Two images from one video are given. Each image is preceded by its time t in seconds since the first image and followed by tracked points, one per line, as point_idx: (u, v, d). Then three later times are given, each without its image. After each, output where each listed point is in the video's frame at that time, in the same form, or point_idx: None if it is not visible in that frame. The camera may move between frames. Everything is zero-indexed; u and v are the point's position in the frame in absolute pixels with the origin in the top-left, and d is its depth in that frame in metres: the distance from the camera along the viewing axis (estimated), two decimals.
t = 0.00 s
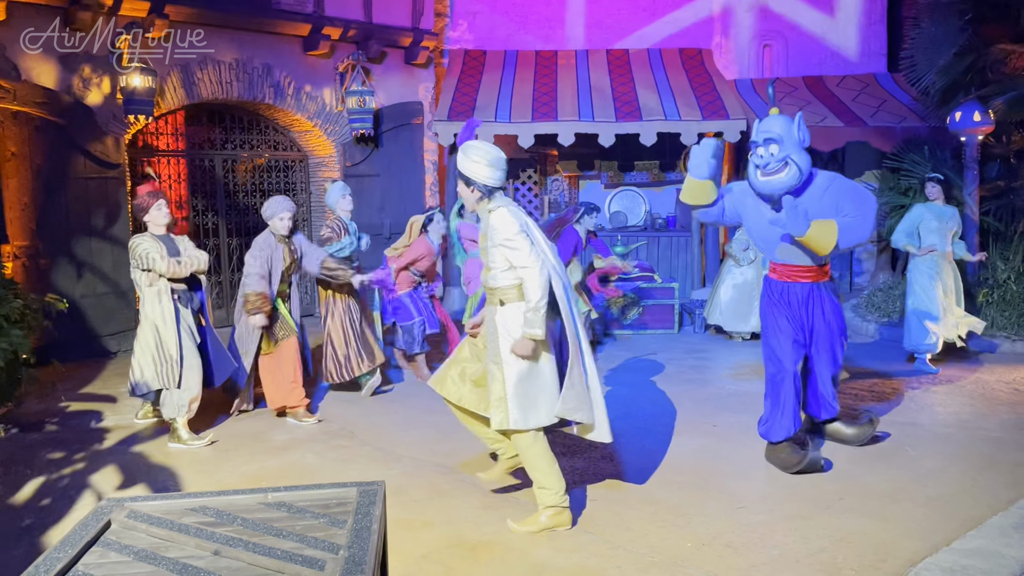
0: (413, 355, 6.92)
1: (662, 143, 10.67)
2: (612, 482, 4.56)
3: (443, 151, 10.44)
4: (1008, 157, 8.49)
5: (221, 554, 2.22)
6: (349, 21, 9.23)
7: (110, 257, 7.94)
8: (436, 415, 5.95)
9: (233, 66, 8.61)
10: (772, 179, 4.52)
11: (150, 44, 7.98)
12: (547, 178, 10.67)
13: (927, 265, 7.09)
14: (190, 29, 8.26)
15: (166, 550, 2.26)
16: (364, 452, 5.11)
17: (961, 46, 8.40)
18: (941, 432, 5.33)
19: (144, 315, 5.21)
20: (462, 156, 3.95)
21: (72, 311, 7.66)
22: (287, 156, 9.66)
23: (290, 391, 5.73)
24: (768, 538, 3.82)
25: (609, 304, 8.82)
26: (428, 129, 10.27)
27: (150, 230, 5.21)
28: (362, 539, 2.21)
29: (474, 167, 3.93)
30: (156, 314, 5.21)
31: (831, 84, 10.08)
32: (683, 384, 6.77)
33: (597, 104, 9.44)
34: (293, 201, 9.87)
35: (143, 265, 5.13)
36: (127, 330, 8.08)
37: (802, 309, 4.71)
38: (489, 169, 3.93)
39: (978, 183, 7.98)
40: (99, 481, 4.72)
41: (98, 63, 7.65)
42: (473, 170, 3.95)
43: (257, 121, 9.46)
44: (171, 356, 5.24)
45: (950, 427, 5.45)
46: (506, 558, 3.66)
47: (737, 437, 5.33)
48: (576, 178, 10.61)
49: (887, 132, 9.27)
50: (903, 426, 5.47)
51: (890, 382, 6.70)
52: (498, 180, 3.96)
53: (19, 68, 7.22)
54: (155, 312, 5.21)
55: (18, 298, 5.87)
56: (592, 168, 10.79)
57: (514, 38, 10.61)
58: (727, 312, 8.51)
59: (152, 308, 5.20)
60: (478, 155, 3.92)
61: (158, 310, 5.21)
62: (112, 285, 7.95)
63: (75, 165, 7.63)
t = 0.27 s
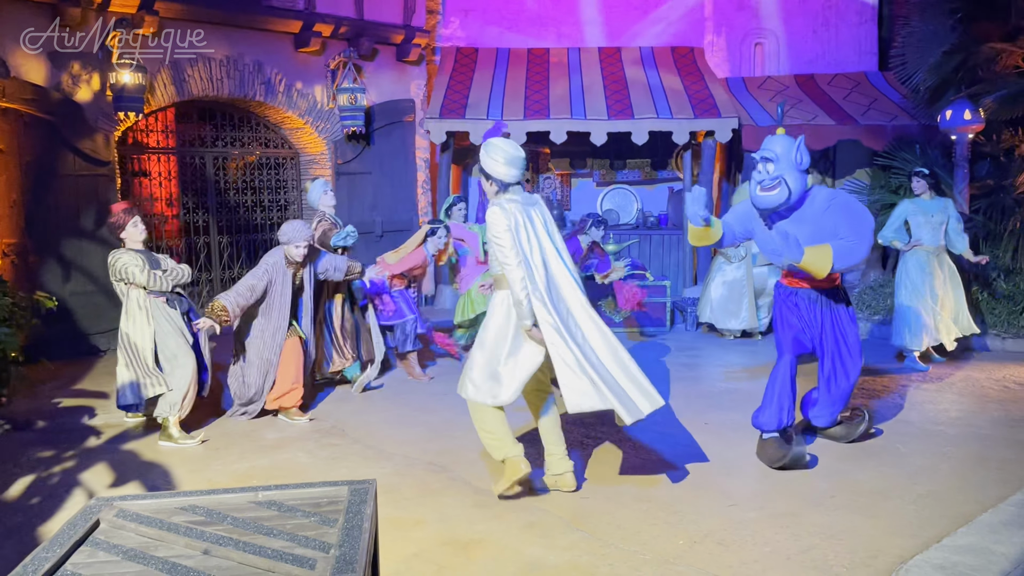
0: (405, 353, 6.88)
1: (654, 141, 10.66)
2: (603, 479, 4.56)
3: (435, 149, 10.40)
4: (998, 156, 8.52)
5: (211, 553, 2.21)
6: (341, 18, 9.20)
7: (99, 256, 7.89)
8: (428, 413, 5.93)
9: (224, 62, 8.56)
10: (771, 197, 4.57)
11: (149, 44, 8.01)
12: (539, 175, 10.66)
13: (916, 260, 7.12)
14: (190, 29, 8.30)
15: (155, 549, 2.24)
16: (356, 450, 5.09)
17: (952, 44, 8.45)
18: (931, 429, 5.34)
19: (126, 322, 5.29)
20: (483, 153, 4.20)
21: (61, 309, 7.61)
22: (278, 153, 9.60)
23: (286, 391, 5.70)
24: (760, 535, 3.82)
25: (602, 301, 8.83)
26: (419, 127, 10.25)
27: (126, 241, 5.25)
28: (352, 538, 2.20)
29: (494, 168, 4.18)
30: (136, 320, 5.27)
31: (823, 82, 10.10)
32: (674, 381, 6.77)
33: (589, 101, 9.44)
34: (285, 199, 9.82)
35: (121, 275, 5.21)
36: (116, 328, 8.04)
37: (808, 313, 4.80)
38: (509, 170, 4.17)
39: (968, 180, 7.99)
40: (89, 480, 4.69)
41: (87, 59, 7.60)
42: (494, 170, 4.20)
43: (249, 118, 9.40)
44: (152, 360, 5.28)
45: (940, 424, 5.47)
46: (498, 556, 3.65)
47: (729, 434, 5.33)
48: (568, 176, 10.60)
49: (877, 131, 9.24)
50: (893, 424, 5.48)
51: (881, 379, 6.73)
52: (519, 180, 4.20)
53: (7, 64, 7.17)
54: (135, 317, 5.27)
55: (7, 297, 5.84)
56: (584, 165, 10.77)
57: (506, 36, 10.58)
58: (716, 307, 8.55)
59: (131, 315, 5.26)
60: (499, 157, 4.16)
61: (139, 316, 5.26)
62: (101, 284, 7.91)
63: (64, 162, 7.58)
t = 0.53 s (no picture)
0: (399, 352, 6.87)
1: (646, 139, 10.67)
2: (595, 477, 4.57)
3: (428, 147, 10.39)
4: (988, 155, 8.56)
5: (202, 552, 2.20)
6: (333, 15, 9.18)
7: (89, 254, 7.85)
8: (420, 411, 5.93)
9: (214, 60, 8.52)
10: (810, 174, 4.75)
11: (150, 44, 8.06)
12: (531, 173, 10.67)
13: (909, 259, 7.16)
14: (191, 29, 8.34)
15: (145, 548, 2.23)
16: (348, 448, 5.08)
17: (942, 44, 8.45)
18: (921, 427, 5.37)
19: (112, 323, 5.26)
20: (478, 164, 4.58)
21: (51, 308, 7.57)
22: (269, 151, 9.58)
23: (280, 387, 5.68)
24: (752, 532, 3.83)
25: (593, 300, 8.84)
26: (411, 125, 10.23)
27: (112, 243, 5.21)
28: (344, 537, 2.19)
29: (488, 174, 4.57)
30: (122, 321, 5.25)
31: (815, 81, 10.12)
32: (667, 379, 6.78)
33: (581, 100, 9.44)
34: (276, 196, 9.80)
35: (108, 276, 5.19)
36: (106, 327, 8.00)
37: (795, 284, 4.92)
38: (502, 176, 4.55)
39: (959, 179, 8.02)
40: (79, 479, 4.68)
41: (77, 57, 7.56)
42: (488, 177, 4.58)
43: (240, 116, 9.37)
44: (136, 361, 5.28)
45: (931, 421, 5.49)
46: (490, 554, 3.65)
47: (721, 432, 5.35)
48: (560, 174, 10.60)
49: (868, 129, 9.27)
50: (884, 421, 5.51)
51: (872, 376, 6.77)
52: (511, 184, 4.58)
53: None
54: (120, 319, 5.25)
55: None
56: (576, 164, 10.76)
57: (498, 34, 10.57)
58: (703, 304, 8.61)
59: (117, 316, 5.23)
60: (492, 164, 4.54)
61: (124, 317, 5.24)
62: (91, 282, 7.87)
63: (55, 159, 7.54)
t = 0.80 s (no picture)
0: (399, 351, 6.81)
1: (640, 138, 10.67)
2: (588, 475, 4.57)
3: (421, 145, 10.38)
4: (980, 154, 8.58)
5: (194, 552, 2.19)
6: (325, 13, 9.17)
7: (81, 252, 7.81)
8: (414, 409, 5.92)
9: (207, 57, 8.50)
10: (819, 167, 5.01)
11: (150, 44, 8.07)
12: (525, 172, 10.71)
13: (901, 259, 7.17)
14: (191, 29, 8.38)
15: (137, 548, 2.22)
16: (341, 447, 5.07)
17: (934, 43, 8.50)
18: (912, 425, 5.39)
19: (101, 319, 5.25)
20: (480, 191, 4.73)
21: (41, 306, 7.53)
22: (262, 149, 9.57)
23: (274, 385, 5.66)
24: (745, 531, 3.84)
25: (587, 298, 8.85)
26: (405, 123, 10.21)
27: (99, 233, 5.17)
28: (337, 535, 2.19)
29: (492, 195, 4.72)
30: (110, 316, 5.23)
31: (808, 80, 10.14)
32: (660, 378, 6.80)
33: (575, 98, 9.44)
34: (269, 194, 9.79)
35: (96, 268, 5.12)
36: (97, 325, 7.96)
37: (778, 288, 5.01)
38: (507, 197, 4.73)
39: (950, 178, 8.05)
40: (71, 478, 4.66)
41: (69, 54, 7.52)
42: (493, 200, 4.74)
43: (233, 114, 9.34)
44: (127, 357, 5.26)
45: (922, 419, 5.51)
46: (483, 553, 3.65)
47: (715, 430, 5.35)
48: (553, 172, 10.60)
49: (860, 128, 9.29)
50: (876, 419, 5.53)
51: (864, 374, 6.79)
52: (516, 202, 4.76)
53: None
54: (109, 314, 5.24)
55: None
56: (570, 163, 10.77)
57: (492, 32, 10.56)
58: (693, 303, 8.62)
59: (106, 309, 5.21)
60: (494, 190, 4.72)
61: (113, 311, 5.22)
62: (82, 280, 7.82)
63: (46, 157, 7.51)
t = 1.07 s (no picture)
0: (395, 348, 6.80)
1: (634, 137, 10.68)
2: (582, 474, 4.57)
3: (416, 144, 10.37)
4: (972, 154, 8.60)
5: (188, 551, 2.19)
6: (319, 12, 9.15)
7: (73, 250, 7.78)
8: (408, 409, 5.91)
9: (201, 56, 8.48)
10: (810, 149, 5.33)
11: (150, 44, 8.10)
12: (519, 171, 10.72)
13: (892, 261, 7.17)
14: (190, 29, 8.40)
15: (131, 547, 2.22)
16: (335, 446, 5.07)
17: (928, 43, 8.51)
18: (905, 423, 5.41)
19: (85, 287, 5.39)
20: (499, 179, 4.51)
21: (34, 305, 7.50)
22: (255, 148, 9.56)
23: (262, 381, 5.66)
24: (739, 529, 3.85)
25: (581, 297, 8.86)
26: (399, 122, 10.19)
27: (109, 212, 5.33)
28: (332, 535, 2.18)
29: (512, 180, 4.51)
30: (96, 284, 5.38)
31: (801, 80, 10.18)
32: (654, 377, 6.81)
33: (569, 97, 9.44)
34: (263, 193, 9.78)
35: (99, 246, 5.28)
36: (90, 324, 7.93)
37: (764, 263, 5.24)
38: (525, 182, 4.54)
39: (943, 178, 8.08)
40: (64, 477, 4.64)
41: (61, 52, 7.49)
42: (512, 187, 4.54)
43: (226, 112, 9.32)
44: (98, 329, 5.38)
45: (916, 418, 5.53)
46: (478, 552, 3.65)
47: (709, 429, 5.36)
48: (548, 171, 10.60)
49: (854, 127, 9.36)
50: (869, 418, 5.54)
51: (857, 373, 6.82)
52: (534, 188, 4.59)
53: None
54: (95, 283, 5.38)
55: None
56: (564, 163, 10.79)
57: (486, 31, 10.56)
58: (681, 303, 8.65)
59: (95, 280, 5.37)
60: (511, 177, 4.50)
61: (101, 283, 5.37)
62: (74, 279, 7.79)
63: (38, 156, 7.48)
